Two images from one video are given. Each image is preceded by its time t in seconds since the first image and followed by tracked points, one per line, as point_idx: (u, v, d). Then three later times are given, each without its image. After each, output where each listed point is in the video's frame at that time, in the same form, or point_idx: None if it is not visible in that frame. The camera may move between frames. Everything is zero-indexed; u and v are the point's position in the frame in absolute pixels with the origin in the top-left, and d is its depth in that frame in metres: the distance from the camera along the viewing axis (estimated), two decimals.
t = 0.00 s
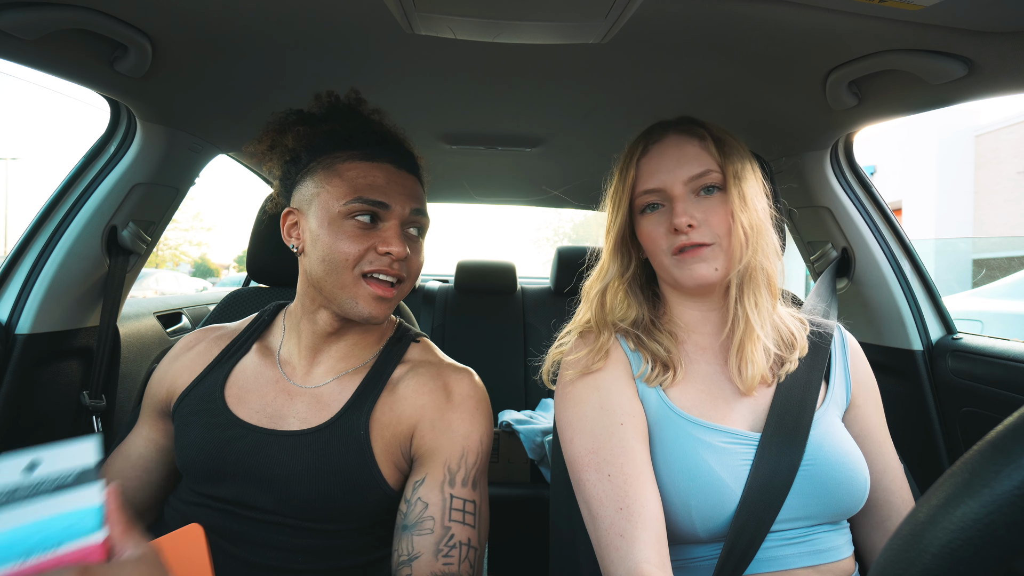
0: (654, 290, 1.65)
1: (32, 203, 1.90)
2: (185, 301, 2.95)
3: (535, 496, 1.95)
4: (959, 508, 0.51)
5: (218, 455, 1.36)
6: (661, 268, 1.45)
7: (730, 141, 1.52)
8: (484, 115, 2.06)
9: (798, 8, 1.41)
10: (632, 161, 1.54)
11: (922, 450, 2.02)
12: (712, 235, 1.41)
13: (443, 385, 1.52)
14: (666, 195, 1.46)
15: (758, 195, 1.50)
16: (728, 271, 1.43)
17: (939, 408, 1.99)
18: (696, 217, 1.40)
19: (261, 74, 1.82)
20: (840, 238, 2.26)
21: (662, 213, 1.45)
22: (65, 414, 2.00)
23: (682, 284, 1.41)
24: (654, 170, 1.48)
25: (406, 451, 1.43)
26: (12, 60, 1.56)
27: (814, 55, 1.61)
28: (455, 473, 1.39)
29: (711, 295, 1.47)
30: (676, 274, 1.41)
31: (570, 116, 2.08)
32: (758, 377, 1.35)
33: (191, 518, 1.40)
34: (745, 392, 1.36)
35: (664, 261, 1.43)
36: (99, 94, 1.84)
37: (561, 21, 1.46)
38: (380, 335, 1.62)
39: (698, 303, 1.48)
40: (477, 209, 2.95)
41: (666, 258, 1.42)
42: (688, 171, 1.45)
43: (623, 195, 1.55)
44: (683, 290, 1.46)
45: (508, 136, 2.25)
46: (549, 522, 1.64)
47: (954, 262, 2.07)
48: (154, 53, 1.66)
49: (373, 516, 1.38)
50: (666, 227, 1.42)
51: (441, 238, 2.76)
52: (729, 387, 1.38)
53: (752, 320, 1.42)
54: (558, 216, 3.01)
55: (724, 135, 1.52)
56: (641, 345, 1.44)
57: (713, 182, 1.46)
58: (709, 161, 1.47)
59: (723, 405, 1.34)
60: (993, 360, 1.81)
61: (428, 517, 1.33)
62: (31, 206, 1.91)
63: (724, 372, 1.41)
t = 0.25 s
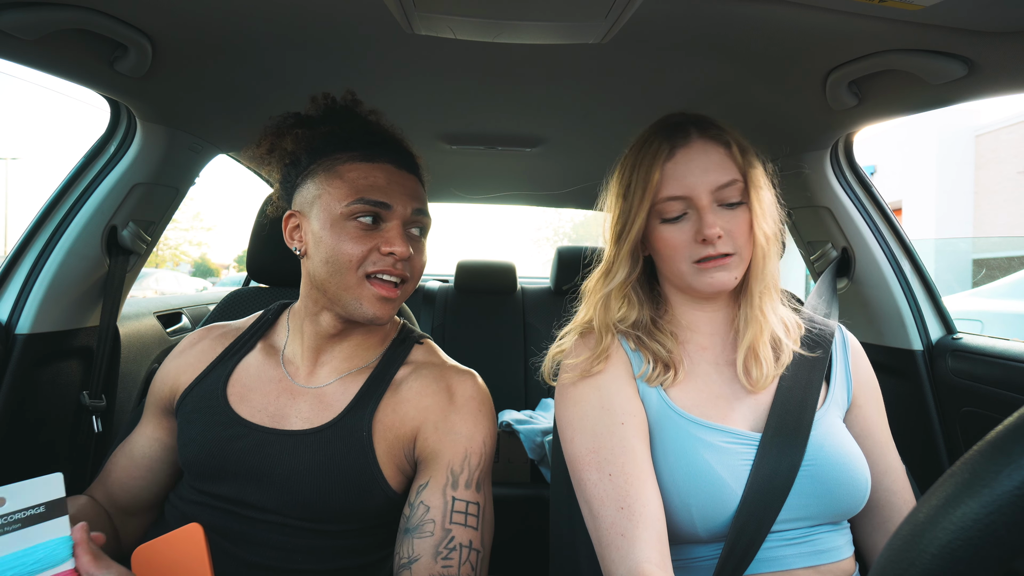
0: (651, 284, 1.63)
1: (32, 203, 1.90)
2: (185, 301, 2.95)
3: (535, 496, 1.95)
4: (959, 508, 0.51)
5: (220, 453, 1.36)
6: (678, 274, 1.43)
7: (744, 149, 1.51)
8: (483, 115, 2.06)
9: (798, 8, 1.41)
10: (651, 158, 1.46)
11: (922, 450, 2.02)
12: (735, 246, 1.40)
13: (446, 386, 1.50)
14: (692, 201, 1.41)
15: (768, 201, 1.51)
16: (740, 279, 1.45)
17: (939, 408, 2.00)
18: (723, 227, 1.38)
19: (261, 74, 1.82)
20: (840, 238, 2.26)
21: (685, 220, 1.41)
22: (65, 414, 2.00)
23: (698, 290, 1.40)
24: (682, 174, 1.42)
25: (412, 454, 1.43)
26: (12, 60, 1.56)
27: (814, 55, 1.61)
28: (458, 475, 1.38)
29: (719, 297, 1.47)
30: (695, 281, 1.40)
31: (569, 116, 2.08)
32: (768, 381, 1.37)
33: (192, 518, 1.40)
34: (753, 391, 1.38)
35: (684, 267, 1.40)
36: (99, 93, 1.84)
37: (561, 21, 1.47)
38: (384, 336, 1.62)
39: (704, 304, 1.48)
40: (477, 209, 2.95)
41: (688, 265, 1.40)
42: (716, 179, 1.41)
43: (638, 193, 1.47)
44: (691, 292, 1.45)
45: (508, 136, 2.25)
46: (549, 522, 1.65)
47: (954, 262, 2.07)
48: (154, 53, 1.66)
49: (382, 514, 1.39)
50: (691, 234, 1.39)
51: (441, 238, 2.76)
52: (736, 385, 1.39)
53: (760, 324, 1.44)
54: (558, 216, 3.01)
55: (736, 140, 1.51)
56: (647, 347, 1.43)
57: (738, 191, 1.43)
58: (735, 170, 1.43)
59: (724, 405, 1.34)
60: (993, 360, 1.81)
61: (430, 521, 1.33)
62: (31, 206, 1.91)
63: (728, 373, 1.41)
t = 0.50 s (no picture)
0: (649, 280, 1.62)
1: (32, 203, 1.90)
2: (185, 301, 2.95)
3: (535, 496, 1.94)
4: (959, 508, 0.51)
5: (221, 453, 1.36)
6: (682, 273, 1.42)
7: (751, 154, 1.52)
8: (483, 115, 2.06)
9: (798, 8, 1.41)
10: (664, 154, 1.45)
11: (922, 450, 2.02)
12: (742, 248, 1.40)
13: (449, 387, 1.50)
14: (703, 201, 1.40)
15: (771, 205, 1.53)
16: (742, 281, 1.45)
17: (939, 409, 1.99)
18: (733, 229, 1.38)
19: (261, 74, 1.82)
20: (840, 238, 2.26)
21: (695, 219, 1.40)
22: (65, 414, 2.00)
23: (702, 291, 1.40)
24: (696, 172, 1.41)
25: (414, 456, 1.42)
26: (12, 60, 1.56)
27: (814, 55, 1.61)
28: (462, 478, 1.37)
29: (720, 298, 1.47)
30: (700, 282, 1.40)
31: (569, 116, 2.08)
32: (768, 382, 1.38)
33: (191, 518, 1.40)
34: (753, 391, 1.38)
35: (690, 267, 1.40)
36: (99, 93, 1.84)
37: (561, 21, 1.47)
38: (387, 338, 1.61)
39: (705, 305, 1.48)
40: (477, 209, 2.95)
41: (694, 265, 1.39)
42: (728, 180, 1.41)
43: (647, 189, 1.46)
44: (693, 292, 1.45)
45: (507, 136, 2.25)
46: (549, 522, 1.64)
47: (954, 262, 2.07)
48: (154, 53, 1.66)
49: (388, 514, 1.39)
50: (701, 234, 1.39)
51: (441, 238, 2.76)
52: (736, 385, 1.39)
53: (760, 326, 1.45)
54: (558, 216, 3.01)
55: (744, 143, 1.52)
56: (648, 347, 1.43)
57: (748, 193, 1.44)
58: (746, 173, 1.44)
59: (723, 406, 1.35)
60: (994, 360, 1.80)
61: (434, 523, 1.34)
62: (31, 206, 1.91)
63: (727, 373, 1.41)
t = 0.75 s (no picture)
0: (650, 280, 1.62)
1: (32, 203, 1.90)
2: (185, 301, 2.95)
3: (535, 496, 1.95)
4: (959, 508, 0.51)
5: (222, 453, 1.36)
6: (683, 272, 1.42)
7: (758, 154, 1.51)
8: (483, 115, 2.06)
9: (798, 8, 1.41)
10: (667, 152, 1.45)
11: (922, 449, 2.02)
12: (743, 248, 1.40)
13: (451, 388, 1.50)
14: (706, 200, 1.41)
15: (775, 208, 1.53)
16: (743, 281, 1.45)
17: (939, 409, 1.99)
18: (734, 228, 1.38)
19: (261, 74, 1.82)
20: (840, 238, 2.26)
21: (697, 217, 1.40)
22: (65, 414, 2.00)
23: (703, 290, 1.40)
24: (698, 171, 1.42)
25: (415, 458, 1.42)
26: (12, 60, 1.56)
27: (814, 55, 1.61)
28: (463, 480, 1.38)
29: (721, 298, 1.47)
30: (701, 281, 1.40)
31: (569, 116, 2.08)
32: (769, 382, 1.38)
33: (192, 517, 1.40)
34: (753, 392, 1.37)
35: (692, 266, 1.40)
36: (99, 93, 1.84)
37: (561, 21, 1.47)
38: (388, 337, 1.60)
39: (706, 305, 1.48)
40: (477, 209, 2.95)
41: (695, 264, 1.39)
42: (731, 180, 1.41)
43: (650, 188, 1.46)
44: (694, 292, 1.45)
45: (507, 136, 2.25)
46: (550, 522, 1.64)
47: (954, 262, 2.06)
48: (154, 53, 1.66)
49: (390, 516, 1.40)
50: (703, 233, 1.39)
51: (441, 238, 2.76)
52: (736, 385, 1.39)
53: (761, 326, 1.45)
54: (558, 216, 3.01)
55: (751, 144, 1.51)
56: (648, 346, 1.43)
57: (750, 193, 1.44)
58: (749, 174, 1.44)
59: (723, 406, 1.35)
60: (994, 360, 1.81)
61: (434, 526, 1.34)
62: (31, 206, 1.91)
63: (727, 374, 1.41)
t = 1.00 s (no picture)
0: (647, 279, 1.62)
1: (32, 203, 1.90)
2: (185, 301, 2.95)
3: (535, 496, 1.95)
4: (959, 508, 0.51)
5: (221, 453, 1.36)
6: (682, 272, 1.42)
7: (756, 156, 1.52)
8: (483, 115, 2.06)
9: (798, 8, 1.41)
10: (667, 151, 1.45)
11: (922, 449, 2.02)
12: (742, 248, 1.40)
13: (450, 387, 1.50)
14: (705, 200, 1.41)
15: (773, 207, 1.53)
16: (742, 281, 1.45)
17: (939, 408, 1.99)
18: (733, 228, 1.39)
19: (260, 74, 1.82)
20: (840, 238, 2.26)
21: (696, 217, 1.40)
22: (65, 414, 2.00)
23: (703, 290, 1.40)
24: (698, 171, 1.42)
25: (415, 457, 1.42)
26: (13, 60, 1.56)
27: (814, 55, 1.61)
28: (462, 479, 1.38)
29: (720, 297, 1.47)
30: (700, 281, 1.40)
31: (569, 116, 2.08)
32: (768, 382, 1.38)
33: (191, 517, 1.40)
34: (753, 392, 1.38)
35: (691, 266, 1.40)
36: (99, 93, 1.84)
37: (561, 21, 1.47)
38: (383, 334, 1.61)
39: (705, 305, 1.48)
40: (477, 209, 2.95)
41: (694, 263, 1.40)
42: (730, 179, 1.42)
43: (650, 187, 1.45)
44: (693, 292, 1.45)
45: (508, 136, 2.25)
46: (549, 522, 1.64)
47: (954, 262, 2.07)
48: (154, 54, 1.66)
49: (390, 514, 1.40)
50: (702, 232, 1.39)
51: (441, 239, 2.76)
52: (736, 385, 1.39)
53: (760, 326, 1.45)
54: (558, 216, 3.01)
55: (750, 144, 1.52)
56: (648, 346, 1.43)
57: (748, 193, 1.44)
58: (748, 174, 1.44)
59: (723, 406, 1.35)
60: (993, 360, 1.81)
61: (434, 525, 1.34)
62: (31, 206, 1.91)
63: (727, 374, 1.41)
